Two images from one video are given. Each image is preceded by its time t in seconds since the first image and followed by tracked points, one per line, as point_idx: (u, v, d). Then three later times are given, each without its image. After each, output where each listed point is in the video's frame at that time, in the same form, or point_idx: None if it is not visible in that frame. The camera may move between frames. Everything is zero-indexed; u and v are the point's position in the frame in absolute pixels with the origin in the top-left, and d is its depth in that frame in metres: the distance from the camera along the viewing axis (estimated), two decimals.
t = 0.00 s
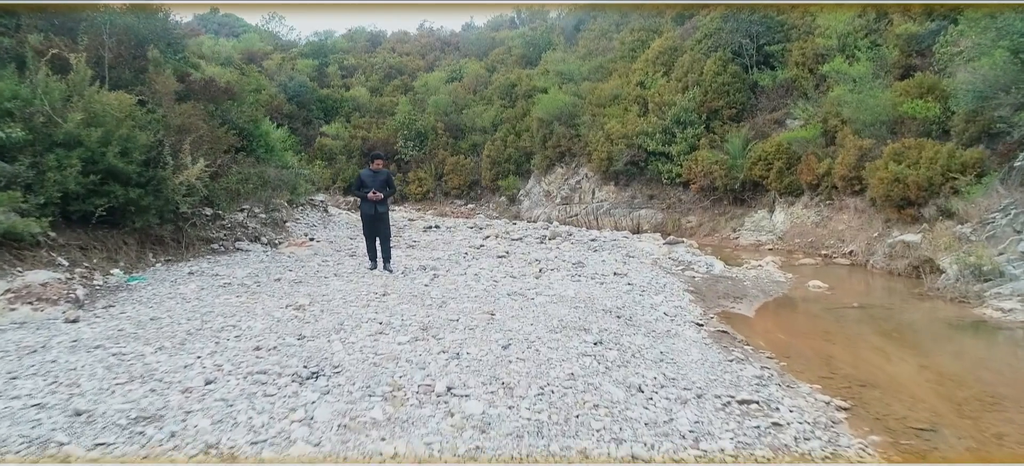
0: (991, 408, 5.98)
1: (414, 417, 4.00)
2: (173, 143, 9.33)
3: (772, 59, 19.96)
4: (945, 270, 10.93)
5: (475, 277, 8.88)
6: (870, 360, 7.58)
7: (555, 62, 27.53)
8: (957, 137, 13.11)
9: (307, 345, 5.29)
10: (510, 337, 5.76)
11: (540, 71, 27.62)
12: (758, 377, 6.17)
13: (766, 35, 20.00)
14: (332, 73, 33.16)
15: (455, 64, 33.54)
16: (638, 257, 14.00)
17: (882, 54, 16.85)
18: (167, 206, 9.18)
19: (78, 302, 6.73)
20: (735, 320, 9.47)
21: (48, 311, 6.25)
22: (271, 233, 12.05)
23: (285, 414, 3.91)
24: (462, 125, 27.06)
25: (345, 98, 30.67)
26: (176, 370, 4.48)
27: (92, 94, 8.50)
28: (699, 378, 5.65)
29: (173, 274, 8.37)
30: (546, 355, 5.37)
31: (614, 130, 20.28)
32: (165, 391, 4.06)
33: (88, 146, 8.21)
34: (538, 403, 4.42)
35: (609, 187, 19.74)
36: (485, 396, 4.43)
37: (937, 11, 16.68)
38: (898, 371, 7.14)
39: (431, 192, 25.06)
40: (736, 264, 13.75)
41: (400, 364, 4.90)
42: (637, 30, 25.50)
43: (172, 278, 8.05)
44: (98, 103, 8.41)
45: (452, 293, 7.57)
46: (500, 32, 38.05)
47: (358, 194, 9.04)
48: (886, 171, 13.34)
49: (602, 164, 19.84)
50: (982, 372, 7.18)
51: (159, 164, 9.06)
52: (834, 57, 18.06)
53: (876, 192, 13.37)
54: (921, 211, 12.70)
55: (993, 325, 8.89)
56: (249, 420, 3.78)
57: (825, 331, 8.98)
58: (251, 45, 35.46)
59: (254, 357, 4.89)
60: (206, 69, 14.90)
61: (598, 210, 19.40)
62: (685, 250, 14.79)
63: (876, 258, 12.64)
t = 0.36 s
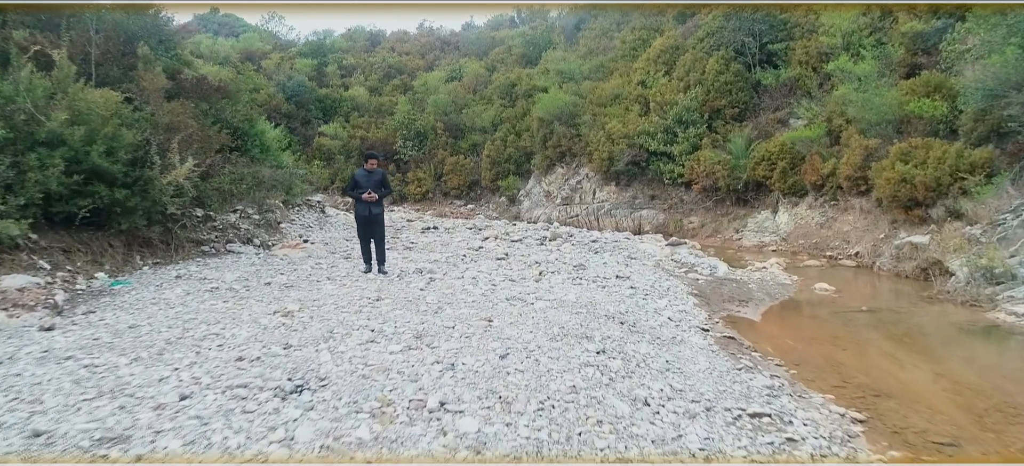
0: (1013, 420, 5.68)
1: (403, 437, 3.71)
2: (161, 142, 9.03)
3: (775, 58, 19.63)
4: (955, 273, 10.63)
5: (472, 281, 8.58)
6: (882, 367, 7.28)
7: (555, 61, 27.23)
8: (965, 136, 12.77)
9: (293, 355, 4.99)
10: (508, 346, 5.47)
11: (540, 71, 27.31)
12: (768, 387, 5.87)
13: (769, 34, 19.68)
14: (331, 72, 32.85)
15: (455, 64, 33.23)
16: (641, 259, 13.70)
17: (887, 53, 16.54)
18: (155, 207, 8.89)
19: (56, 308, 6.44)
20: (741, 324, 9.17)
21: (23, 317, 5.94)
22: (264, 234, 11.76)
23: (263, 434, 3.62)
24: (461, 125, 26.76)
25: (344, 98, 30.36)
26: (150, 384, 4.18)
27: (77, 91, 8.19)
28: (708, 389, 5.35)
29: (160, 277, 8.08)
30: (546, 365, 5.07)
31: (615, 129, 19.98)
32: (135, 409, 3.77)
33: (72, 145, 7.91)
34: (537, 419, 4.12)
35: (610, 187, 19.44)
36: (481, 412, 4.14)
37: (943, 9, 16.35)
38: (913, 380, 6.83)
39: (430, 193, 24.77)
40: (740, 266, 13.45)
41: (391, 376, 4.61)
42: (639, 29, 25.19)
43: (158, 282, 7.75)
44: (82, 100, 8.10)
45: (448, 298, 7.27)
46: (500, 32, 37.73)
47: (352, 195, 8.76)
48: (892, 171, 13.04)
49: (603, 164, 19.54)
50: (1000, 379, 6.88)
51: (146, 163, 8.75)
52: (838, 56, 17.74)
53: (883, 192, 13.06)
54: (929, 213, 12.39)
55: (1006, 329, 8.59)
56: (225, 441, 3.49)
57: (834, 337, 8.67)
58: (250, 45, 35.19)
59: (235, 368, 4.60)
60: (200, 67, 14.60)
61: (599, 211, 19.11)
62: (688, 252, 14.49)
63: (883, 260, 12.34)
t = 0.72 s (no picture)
0: None
1: (392, 459, 3.42)
2: (154, 141, 8.75)
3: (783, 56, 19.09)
4: (972, 275, 10.30)
5: (474, 284, 8.28)
6: (901, 376, 6.95)
7: (560, 60, 26.91)
8: (980, 135, 12.40)
9: (280, 365, 4.70)
10: (509, 355, 5.17)
11: (545, 70, 26.98)
12: (784, 399, 5.55)
13: (777, 31, 19.06)
14: (335, 71, 32.61)
15: (459, 63, 32.94)
16: (647, 260, 13.40)
17: (898, 50, 16.17)
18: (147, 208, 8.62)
19: (39, 313, 6.17)
20: (753, 329, 8.84)
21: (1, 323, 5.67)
22: (262, 235, 11.50)
23: (240, 455, 3.34)
24: (466, 124, 26.48)
25: (348, 97, 30.12)
26: (124, 397, 3.90)
27: (65, 88, 7.97)
28: (721, 402, 5.04)
29: (150, 280, 7.81)
30: (549, 376, 4.78)
31: (620, 129, 19.65)
32: (104, 427, 3.50)
33: (59, 143, 7.66)
34: (538, 437, 3.83)
35: (616, 187, 19.11)
36: (478, 429, 3.85)
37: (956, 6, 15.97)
38: (935, 389, 6.50)
39: (434, 193, 24.50)
40: (749, 268, 13.11)
41: (384, 388, 4.32)
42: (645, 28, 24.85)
43: (148, 285, 7.48)
44: (70, 97, 7.86)
45: (448, 303, 6.98)
46: (505, 30, 37.41)
47: (349, 195, 8.49)
48: (905, 170, 12.67)
49: (609, 164, 19.22)
50: None
51: (137, 162, 8.47)
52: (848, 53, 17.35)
53: (895, 192, 12.72)
54: (943, 213, 12.00)
55: None
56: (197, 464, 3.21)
57: (849, 343, 8.34)
58: (255, 44, 35.15)
59: (218, 380, 4.31)
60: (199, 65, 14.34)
61: (604, 211, 18.79)
62: (696, 253, 14.15)
63: (896, 262, 11.99)
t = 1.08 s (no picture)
0: None
1: None
2: (168, 140, 8.60)
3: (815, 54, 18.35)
4: (1018, 281, 9.81)
5: (494, 288, 7.98)
6: (947, 389, 6.52)
7: (585, 58, 26.51)
8: None
9: (286, 375, 4.45)
10: (529, 366, 4.87)
11: (569, 69, 26.58)
12: (823, 415, 5.18)
13: (809, 27, 18.43)
14: (360, 72, 32.54)
15: (483, 62, 32.65)
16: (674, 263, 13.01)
17: (937, 45, 15.11)
18: (162, 208, 8.47)
19: (47, 316, 6.02)
20: (785, 336, 8.44)
21: (7, 327, 5.52)
22: (281, 236, 11.33)
23: None
24: (490, 124, 26.19)
25: (372, 97, 30.03)
26: (117, 410, 3.68)
27: (79, 86, 7.87)
28: (756, 418, 4.69)
29: (163, 282, 7.64)
30: (571, 390, 4.47)
31: (646, 128, 19.22)
32: (93, 445, 3.29)
33: (72, 143, 7.54)
34: (557, 460, 3.52)
35: (641, 187, 18.70)
36: (492, 451, 3.55)
37: None
38: (985, 404, 6.06)
39: (457, 193, 24.29)
40: (780, 271, 12.64)
41: (394, 402, 4.05)
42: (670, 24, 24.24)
43: (160, 287, 7.30)
44: (84, 96, 7.76)
45: (466, 308, 6.69)
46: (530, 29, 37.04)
47: (366, 195, 8.25)
48: (945, 170, 12.09)
49: (634, 164, 18.84)
50: None
51: (152, 162, 8.31)
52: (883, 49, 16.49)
53: (934, 193, 12.18)
54: (985, 215, 11.47)
55: None
56: None
57: (889, 352, 7.89)
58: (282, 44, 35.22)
59: (219, 391, 4.07)
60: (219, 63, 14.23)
61: (630, 212, 18.37)
62: (725, 255, 13.73)
63: (935, 265, 11.44)
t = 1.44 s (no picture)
0: None
1: None
2: (192, 140, 8.47)
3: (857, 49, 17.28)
4: None
5: (522, 292, 7.68)
6: (1009, 406, 6.03)
7: (619, 57, 26.03)
8: None
9: (298, 386, 4.20)
10: (555, 379, 4.56)
11: (603, 67, 26.12)
12: (875, 435, 4.77)
13: (850, 22, 17.21)
14: (392, 72, 32.45)
15: (516, 62, 32.34)
16: (710, 266, 12.59)
17: (989, 39, 14.15)
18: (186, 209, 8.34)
19: (62, 319, 5.87)
20: (829, 344, 7.99)
21: (21, 331, 5.41)
22: (308, 237, 11.18)
23: None
24: (522, 124, 25.64)
25: (404, 97, 29.97)
26: (116, 424, 3.46)
27: (103, 86, 7.79)
28: (802, 439, 4.31)
29: (185, 283, 7.48)
30: (600, 407, 4.15)
31: (681, 126, 18.72)
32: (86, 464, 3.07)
33: (95, 142, 7.45)
34: None
35: (676, 188, 18.22)
36: None
37: None
38: None
39: (489, 193, 24.05)
40: (821, 274, 12.10)
41: (410, 418, 3.78)
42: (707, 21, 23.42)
43: (181, 289, 7.15)
44: (107, 95, 7.67)
45: (491, 314, 6.39)
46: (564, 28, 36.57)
47: (392, 195, 8.03)
48: (998, 170, 11.44)
49: (668, 164, 18.40)
50: None
51: (175, 161, 8.19)
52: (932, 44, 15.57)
53: (987, 193, 11.55)
54: None
55: None
56: None
57: (942, 363, 7.38)
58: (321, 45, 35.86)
59: (225, 403, 3.84)
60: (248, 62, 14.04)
61: (663, 212, 17.89)
62: (763, 258, 13.23)
63: (987, 270, 10.83)
